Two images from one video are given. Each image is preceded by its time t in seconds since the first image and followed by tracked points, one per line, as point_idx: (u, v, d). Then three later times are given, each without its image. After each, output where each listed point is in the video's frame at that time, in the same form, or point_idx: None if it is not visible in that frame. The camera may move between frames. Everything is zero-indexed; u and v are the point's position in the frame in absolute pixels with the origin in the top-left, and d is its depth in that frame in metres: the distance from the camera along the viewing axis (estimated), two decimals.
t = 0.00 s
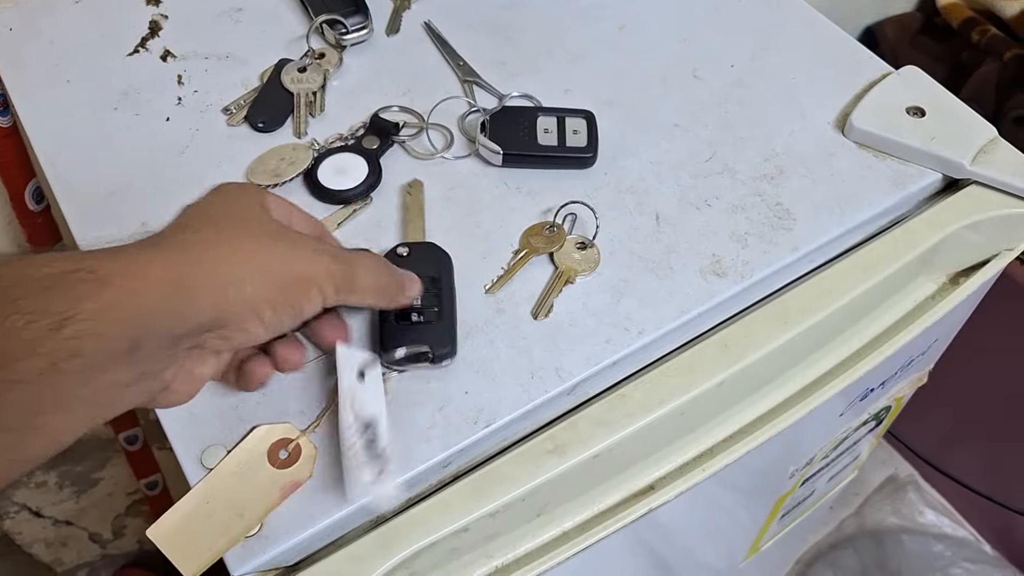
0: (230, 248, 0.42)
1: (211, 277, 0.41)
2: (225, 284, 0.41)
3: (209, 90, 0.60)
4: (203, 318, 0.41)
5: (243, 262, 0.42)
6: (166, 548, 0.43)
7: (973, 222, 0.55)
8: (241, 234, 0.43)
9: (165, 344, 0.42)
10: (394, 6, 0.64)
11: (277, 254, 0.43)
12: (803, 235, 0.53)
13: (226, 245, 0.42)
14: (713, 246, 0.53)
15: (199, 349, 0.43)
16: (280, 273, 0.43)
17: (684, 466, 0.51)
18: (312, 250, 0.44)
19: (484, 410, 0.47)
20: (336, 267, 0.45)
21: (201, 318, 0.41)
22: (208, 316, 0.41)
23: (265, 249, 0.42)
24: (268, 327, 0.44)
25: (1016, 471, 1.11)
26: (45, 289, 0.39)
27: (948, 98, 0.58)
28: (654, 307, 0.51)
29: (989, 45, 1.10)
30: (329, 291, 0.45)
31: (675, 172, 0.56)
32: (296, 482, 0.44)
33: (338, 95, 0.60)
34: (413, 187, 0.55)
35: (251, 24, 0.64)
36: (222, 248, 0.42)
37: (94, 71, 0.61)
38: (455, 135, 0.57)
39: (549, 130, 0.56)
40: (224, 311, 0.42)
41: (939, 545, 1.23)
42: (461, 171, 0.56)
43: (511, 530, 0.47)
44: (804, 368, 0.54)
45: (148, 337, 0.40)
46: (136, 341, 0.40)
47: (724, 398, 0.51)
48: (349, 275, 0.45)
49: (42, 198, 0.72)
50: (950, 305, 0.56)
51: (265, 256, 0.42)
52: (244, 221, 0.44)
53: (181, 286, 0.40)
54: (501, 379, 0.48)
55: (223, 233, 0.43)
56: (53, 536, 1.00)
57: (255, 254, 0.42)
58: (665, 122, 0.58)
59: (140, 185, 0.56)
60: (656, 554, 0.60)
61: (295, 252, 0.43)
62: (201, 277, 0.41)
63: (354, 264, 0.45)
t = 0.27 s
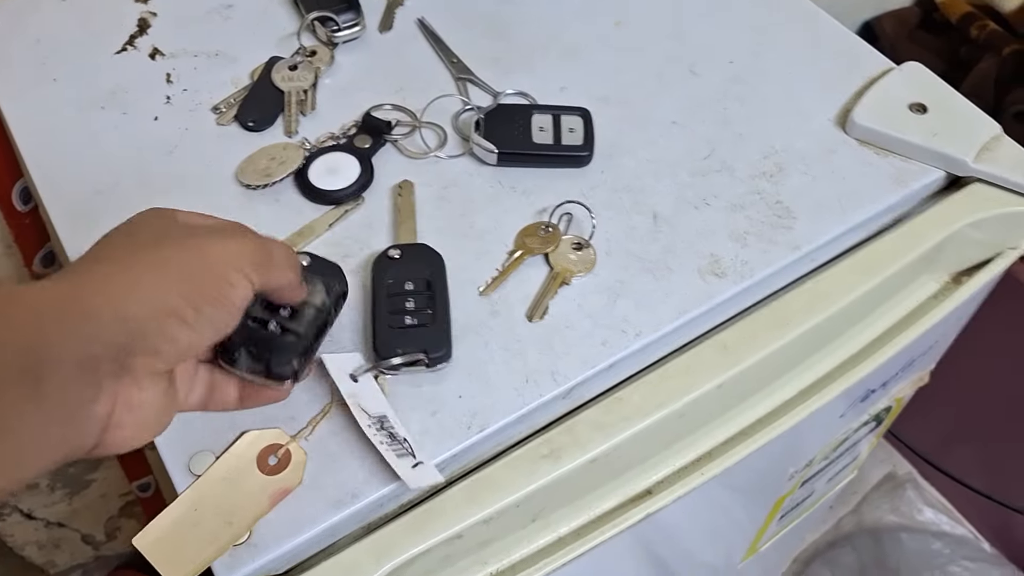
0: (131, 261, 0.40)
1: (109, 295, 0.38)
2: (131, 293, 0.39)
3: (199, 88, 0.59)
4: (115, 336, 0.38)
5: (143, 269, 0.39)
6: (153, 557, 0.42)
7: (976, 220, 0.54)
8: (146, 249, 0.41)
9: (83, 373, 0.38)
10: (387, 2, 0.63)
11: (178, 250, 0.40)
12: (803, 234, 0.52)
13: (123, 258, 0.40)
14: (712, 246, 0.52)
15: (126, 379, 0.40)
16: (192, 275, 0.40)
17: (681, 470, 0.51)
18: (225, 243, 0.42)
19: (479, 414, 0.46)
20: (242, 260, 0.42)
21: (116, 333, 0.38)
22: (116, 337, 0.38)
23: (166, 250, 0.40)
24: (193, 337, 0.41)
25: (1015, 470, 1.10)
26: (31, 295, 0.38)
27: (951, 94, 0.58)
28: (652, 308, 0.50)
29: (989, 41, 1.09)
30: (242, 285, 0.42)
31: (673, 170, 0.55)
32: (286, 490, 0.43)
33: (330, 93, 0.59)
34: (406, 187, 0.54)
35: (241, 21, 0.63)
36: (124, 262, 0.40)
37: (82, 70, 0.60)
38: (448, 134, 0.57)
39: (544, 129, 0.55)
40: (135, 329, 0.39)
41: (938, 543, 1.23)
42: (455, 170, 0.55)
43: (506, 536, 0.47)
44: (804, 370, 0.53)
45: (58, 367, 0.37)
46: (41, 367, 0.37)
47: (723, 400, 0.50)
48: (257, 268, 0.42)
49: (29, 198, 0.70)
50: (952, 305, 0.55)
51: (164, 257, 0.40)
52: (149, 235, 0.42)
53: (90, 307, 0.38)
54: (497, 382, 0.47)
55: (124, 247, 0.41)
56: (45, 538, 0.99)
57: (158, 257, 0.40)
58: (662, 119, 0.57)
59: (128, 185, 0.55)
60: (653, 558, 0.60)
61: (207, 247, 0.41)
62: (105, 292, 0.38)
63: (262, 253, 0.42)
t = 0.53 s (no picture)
0: (162, 296, 0.39)
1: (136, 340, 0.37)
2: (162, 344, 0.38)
3: (194, 100, 0.58)
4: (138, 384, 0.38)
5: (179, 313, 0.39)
6: None
7: (988, 236, 0.53)
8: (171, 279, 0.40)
9: (98, 414, 0.38)
10: (385, 12, 0.62)
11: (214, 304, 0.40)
12: (812, 251, 0.51)
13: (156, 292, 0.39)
14: (719, 264, 0.51)
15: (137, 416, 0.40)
16: (218, 324, 0.40)
17: (687, 494, 0.50)
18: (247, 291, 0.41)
19: (481, 439, 0.45)
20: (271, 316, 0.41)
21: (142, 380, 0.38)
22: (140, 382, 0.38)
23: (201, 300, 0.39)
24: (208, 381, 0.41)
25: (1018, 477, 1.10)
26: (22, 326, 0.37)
27: (961, 106, 0.56)
28: (659, 328, 0.49)
29: (990, 43, 1.08)
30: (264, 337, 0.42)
31: (679, 185, 0.54)
32: (284, 519, 0.42)
33: (328, 105, 0.57)
34: (406, 203, 0.53)
35: (236, 30, 0.61)
36: (154, 298, 0.39)
37: (74, 81, 0.59)
38: (449, 148, 0.55)
39: (547, 143, 0.54)
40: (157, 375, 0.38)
41: (940, 549, 1.22)
42: (456, 185, 0.54)
43: (510, 563, 0.45)
44: (813, 389, 0.52)
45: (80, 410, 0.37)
46: (67, 411, 0.37)
47: (730, 423, 0.49)
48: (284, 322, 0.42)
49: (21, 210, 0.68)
50: (962, 322, 0.54)
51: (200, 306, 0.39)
52: (178, 263, 0.41)
53: (118, 339, 0.37)
54: (500, 406, 0.46)
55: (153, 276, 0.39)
56: (40, 548, 0.97)
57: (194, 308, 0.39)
58: (667, 132, 0.56)
59: (122, 201, 0.54)
60: None
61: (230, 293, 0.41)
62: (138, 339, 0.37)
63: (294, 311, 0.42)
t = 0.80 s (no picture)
0: (326, 319, 0.39)
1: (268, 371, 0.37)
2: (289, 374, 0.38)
3: (201, 89, 0.57)
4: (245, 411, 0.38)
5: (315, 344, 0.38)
6: None
7: (996, 232, 0.53)
8: (354, 297, 0.40)
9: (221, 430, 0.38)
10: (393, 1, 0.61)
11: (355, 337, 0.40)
12: (821, 245, 0.51)
13: (310, 318, 0.39)
14: (728, 257, 0.51)
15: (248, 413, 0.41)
16: (344, 344, 0.39)
17: (694, 489, 0.50)
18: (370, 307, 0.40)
19: (488, 430, 0.45)
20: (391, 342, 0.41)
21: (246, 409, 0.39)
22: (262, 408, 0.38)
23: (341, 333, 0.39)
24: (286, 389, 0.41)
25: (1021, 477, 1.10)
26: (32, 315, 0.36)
27: (972, 101, 0.56)
28: (667, 321, 0.48)
29: (998, 41, 1.08)
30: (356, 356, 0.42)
31: (688, 177, 0.54)
32: (290, 508, 0.42)
33: (335, 95, 0.57)
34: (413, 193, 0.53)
35: (244, 19, 0.61)
36: (312, 323, 0.39)
37: (82, 69, 0.59)
38: (457, 138, 0.55)
39: (555, 134, 0.54)
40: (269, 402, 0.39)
41: (942, 550, 1.22)
42: (464, 176, 0.54)
43: (514, 556, 0.46)
44: (821, 385, 0.52)
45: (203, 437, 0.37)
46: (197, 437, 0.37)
47: (738, 417, 0.49)
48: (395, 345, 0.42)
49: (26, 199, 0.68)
50: (971, 319, 0.54)
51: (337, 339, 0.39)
52: (336, 273, 0.40)
53: (252, 374, 0.37)
54: (507, 397, 0.46)
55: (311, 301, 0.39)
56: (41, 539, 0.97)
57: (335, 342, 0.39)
58: (676, 125, 0.56)
59: (129, 190, 0.53)
60: (664, 573, 0.58)
61: (362, 315, 0.40)
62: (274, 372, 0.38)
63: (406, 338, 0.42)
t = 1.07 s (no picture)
0: (399, 276, 0.42)
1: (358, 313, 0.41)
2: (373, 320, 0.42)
3: (179, 83, 0.57)
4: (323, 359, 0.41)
5: (401, 289, 0.42)
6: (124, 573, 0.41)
7: (972, 229, 0.53)
8: (419, 263, 0.43)
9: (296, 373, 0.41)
10: None
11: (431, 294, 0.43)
12: (796, 240, 0.51)
13: (399, 269, 0.42)
14: (703, 252, 0.51)
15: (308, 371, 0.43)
16: (412, 304, 0.43)
17: (669, 483, 0.50)
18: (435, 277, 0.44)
19: (459, 424, 0.45)
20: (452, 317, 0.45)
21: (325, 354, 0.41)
22: (342, 356, 0.41)
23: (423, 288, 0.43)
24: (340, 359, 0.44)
25: (1008, 474, 1.10)
26: None
27: (949, 98, 0.56)
28: (640, 316, 0.48)
29: (989, 38, 1.08)
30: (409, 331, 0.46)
31: (664, 172, 0.54)
32: (261, 501, 0.42)
33: (313, 89, 0.57)
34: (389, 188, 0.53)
35: (224, 13, 0.61)
36: (388, 276, 0.42)
37: (61, 63, 0.58)
38: (433, 133, 0.55)
39: (532, 129, 0.54)
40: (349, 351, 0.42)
41: (930, 547, 1.23)
42: (440, 171, 0.54)
43: (487, 551, 0.45)
44: (797, 380, 0.52)
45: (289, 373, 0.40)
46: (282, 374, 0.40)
47: (712, 412, 0.49)
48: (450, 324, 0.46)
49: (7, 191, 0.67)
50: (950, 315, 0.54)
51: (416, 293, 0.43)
52: (404, 241, 0.44)
53: (334, 315, 0.40)
54: (479, 391, 0.46)
55: (399, 258, 0.43)
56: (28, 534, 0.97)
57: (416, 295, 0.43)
58: (653, 121, 0.56)
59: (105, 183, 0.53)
60: (642, 568, 0.58)
61: (425, 278, 0.43)
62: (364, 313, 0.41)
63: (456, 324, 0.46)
